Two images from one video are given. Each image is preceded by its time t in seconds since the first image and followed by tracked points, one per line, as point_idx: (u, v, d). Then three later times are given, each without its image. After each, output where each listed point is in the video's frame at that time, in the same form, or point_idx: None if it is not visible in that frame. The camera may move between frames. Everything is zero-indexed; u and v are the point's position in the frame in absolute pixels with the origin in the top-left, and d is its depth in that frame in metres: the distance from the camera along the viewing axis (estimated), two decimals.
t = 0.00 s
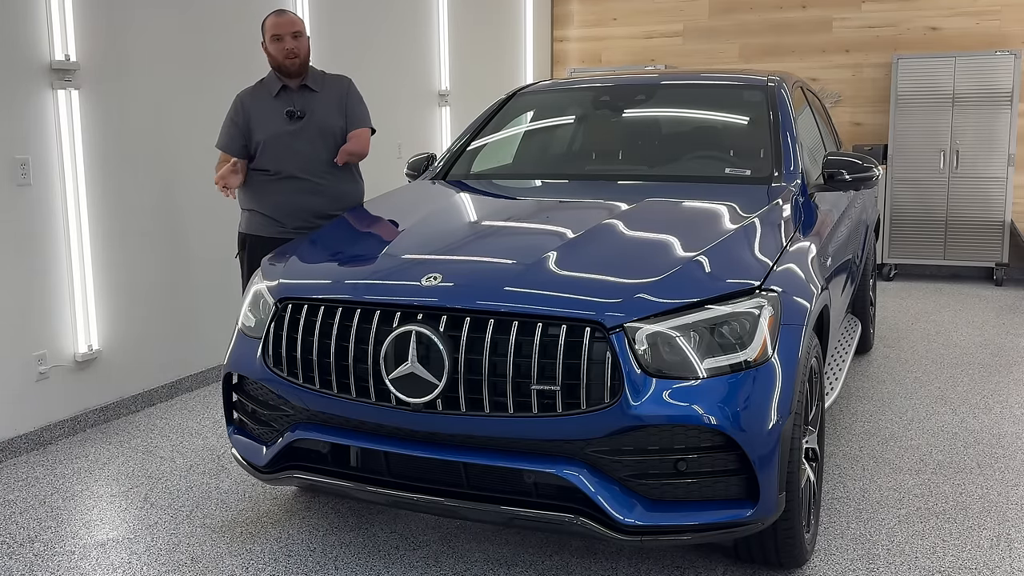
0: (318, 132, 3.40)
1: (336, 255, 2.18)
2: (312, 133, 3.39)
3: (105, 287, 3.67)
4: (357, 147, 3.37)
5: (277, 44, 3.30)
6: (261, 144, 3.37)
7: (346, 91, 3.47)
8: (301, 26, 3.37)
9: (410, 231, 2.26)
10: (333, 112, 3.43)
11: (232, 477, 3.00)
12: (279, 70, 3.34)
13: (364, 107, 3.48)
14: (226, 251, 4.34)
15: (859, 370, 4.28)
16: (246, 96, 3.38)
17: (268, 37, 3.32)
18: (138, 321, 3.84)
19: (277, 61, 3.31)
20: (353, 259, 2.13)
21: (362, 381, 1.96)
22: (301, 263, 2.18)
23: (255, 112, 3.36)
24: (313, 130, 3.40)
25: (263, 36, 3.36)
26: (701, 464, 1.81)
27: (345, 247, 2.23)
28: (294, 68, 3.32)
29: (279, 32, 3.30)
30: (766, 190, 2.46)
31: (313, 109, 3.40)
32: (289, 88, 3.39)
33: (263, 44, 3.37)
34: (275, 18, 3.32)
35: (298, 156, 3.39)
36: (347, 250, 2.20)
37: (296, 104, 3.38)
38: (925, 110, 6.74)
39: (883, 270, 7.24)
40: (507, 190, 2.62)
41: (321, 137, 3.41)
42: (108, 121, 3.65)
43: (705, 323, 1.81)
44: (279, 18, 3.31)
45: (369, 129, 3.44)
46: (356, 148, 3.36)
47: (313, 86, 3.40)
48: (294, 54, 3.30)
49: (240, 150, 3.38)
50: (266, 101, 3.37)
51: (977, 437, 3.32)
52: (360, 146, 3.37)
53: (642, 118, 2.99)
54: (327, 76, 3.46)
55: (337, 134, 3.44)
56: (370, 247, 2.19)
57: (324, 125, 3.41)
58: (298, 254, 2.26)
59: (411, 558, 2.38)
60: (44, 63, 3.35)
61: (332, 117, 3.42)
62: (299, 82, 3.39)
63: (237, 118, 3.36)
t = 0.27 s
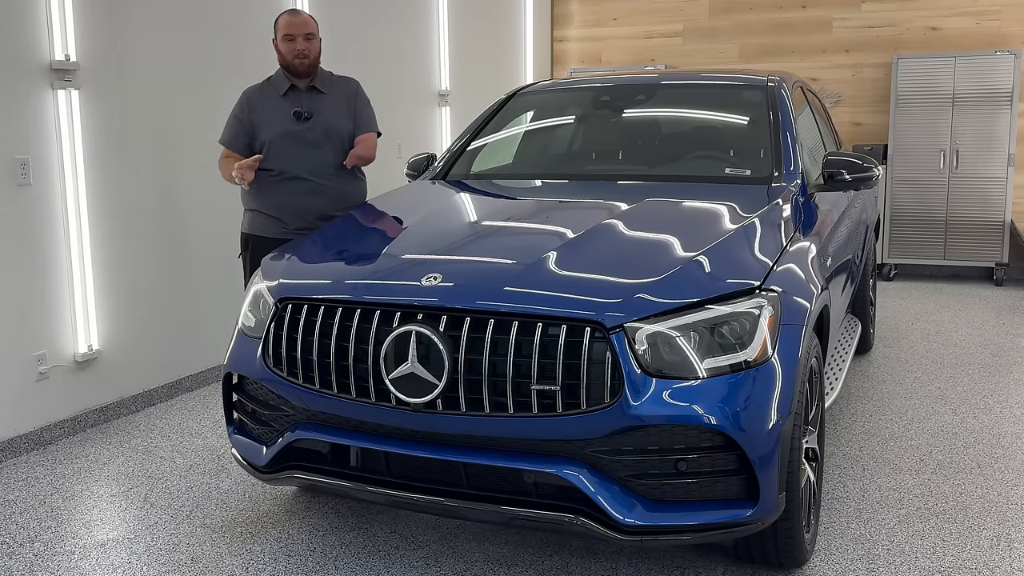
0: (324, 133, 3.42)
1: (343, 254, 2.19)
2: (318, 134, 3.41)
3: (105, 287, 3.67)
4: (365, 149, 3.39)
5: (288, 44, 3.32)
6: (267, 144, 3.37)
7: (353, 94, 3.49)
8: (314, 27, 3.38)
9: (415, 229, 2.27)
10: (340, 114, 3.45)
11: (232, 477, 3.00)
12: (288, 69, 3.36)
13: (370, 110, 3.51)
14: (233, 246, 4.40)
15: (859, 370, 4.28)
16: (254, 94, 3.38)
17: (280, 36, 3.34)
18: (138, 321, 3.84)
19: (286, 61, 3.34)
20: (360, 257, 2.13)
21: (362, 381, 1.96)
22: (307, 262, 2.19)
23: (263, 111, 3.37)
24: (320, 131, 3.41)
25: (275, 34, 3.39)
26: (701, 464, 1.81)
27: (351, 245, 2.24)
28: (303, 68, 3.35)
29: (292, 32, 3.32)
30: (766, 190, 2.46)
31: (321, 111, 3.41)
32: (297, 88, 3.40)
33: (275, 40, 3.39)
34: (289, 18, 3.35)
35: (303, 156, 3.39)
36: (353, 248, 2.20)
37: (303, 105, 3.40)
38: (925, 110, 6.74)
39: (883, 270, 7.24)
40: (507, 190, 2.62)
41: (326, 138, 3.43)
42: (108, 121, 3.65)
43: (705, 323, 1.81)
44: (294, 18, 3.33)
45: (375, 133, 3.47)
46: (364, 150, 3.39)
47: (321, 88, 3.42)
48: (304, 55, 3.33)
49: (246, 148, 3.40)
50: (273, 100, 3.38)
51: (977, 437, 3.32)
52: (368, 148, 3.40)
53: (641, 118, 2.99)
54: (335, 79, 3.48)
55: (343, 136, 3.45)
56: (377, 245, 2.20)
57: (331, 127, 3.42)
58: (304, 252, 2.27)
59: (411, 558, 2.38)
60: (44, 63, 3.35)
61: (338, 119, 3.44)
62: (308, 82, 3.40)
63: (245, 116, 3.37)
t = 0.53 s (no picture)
0: (327, 134, 3.43)
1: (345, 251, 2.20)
2: (321, 134, 3.42)
3: (105, 286, 3.68)
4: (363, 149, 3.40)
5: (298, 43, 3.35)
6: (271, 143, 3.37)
7: (357, 96, 3.51)
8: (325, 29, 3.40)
9: (416, 227, 2.28)
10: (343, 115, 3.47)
11: (232, 477, 3.00)
12: (296, 68, 3.39)
13: (372, 111, 3.53)
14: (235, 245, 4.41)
15: (859, 370, 4.28)
16: (261, 92, 3.37)
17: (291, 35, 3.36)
18: (138, 321, 3.85)
19: (295, 61, 3.36)
20: (364, 254, 2.14)
21: (363, 381, 1.96)
22: (311, 259, 2.20)
23: (269, 110, 3.36)
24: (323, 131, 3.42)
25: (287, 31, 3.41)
26: (700, 464, 1.81)
27: (353, 243, 2.26)
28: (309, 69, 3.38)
29: (303, 32, 3.34)
30: (766, 190, 2.46)
31: (325, 111, 3.43)
32: (303, 88, 3.41)
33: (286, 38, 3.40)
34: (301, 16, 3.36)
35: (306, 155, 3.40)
36: (356, 246, 2.22)
37: (309, 105, 3.41)
38: (925, 110, 6.74)
39: (883, 270, 7.24)
40: (507, 190, 2.62)
41: (329, 138, 3.44)
42: (108, 121, 3.65)
43: (705, 323, 1.81)
44: (307, 19, 3.35)
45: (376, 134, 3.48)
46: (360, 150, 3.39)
47: (327, 89, 3.44)
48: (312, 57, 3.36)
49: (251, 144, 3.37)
50: (279, 99, 3.37)
51: (977, 437, 3.32)
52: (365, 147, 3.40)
53: (641, 118, 2.99)
54: (340, 80, 3.50)
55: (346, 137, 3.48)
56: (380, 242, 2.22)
57: (334, 127, 3.44)
58: (307, 250, 2.28)
59: (411, 558, 2.38)
60: (44, 63, 3.35)
61: (342, 120, 3.46)
62: (314, 83, 3.41)
63: (252, 113, 3.36)
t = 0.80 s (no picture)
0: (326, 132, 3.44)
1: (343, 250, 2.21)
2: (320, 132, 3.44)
3: (105, 286, 3.68)
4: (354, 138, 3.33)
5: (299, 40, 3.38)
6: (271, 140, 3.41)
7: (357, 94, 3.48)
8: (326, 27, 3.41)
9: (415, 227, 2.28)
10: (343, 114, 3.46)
11: (232, 477, 3.00)
12: (299, 66, 3.42)
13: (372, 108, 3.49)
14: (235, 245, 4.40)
15: (859, 370, 4.28)
16: (264, 89, 3.44)
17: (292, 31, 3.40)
18: (138, 320, 3.84)
19: (296, 57, 3.39)
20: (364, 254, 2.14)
21: (363, 381, 1.96)
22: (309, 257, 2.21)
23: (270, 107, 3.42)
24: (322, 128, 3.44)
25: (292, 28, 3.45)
26: (700, 464, 1.81)
27: (352, 242, 2.26)
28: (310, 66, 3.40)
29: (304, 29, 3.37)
30: (766, 190, 2.46)
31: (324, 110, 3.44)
32: (305, 87, 3.45)
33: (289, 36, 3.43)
34: (305, 15, 3.40)
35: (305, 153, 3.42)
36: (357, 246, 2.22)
37: (310, 102, 3.44)
38: (925, 110, 6.74)
39: (883, 270, 7.24)
40: (507, 190, 2.62)
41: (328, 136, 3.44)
42: (108, 121, 3.65)
43: (705, 323, 1.81)
44: (310, 17, 3.38)
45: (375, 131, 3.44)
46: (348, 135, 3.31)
47: (328, 87, 3.45)
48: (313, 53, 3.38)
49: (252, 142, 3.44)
50: (281, 97, 3.43)
51: (977, 437, 3.32)
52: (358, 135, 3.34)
53: (642, 118, 2.99)
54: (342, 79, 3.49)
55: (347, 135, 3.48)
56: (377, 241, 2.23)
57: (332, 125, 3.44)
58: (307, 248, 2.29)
59: (411, 558, 2.38)
60: (44, 63, 3.35)
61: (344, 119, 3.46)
62: (315, 81, 3.44)
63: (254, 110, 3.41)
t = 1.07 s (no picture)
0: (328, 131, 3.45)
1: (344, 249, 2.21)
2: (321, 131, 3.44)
3: (105, 286, 3.68)
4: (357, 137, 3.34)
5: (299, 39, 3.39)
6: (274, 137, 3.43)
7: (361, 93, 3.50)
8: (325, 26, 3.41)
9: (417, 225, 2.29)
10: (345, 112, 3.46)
11: (232, 477, 3.00)
12: (299, 65, 3.42)
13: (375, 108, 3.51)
14: (235, 245, 4.41)
15: (859, 370, 4.28)
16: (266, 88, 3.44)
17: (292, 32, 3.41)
18: (138, 320, 3.84)
19: (297, 57, 3.39)
20: (365, 254, 2.14)
21: (363, 381, 1.96)
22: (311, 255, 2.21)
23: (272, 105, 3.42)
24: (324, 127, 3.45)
25: (293, 30, 3.47)
26: (700, 464, 1.81)
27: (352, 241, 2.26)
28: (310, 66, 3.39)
29: (303, 28, 3.38)
30: (766, 190, 2.46)
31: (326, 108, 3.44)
32: (307, 85, 3.45)
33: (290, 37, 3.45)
34: (306, 15, 3.43)
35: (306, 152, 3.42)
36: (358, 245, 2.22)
37: (312, 101, 3.45)
38: (925, 110, 6.74)
39: (883, 270, 7.24)
40: (507, 190, 2.62)
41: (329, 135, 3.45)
42: (108, 120, 3.65)
43: (705, 323, 1.81)
44: (308, 16, 3.41)
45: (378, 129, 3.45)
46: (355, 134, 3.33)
47: (330, 86, 3.46)
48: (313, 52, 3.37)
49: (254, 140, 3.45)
50: (284, 95, 3.44)
51: (977, 437, 3.32)
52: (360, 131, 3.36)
53: (642, 118, 2.99)
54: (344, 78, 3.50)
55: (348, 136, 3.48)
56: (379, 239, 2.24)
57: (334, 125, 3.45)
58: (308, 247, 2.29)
59: (411, 558, 2.38)
60: (44, 63, 3.35)
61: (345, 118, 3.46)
62: (318, 81, 3.45)
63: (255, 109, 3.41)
